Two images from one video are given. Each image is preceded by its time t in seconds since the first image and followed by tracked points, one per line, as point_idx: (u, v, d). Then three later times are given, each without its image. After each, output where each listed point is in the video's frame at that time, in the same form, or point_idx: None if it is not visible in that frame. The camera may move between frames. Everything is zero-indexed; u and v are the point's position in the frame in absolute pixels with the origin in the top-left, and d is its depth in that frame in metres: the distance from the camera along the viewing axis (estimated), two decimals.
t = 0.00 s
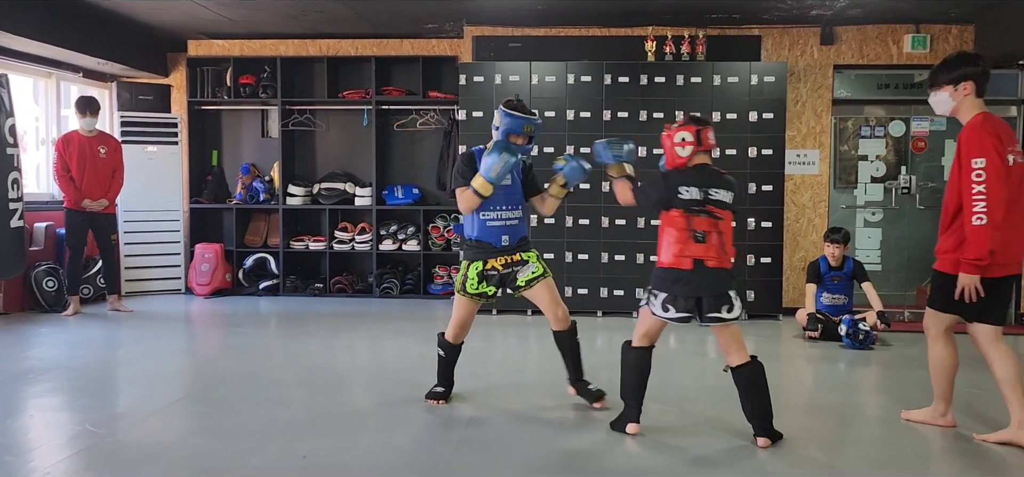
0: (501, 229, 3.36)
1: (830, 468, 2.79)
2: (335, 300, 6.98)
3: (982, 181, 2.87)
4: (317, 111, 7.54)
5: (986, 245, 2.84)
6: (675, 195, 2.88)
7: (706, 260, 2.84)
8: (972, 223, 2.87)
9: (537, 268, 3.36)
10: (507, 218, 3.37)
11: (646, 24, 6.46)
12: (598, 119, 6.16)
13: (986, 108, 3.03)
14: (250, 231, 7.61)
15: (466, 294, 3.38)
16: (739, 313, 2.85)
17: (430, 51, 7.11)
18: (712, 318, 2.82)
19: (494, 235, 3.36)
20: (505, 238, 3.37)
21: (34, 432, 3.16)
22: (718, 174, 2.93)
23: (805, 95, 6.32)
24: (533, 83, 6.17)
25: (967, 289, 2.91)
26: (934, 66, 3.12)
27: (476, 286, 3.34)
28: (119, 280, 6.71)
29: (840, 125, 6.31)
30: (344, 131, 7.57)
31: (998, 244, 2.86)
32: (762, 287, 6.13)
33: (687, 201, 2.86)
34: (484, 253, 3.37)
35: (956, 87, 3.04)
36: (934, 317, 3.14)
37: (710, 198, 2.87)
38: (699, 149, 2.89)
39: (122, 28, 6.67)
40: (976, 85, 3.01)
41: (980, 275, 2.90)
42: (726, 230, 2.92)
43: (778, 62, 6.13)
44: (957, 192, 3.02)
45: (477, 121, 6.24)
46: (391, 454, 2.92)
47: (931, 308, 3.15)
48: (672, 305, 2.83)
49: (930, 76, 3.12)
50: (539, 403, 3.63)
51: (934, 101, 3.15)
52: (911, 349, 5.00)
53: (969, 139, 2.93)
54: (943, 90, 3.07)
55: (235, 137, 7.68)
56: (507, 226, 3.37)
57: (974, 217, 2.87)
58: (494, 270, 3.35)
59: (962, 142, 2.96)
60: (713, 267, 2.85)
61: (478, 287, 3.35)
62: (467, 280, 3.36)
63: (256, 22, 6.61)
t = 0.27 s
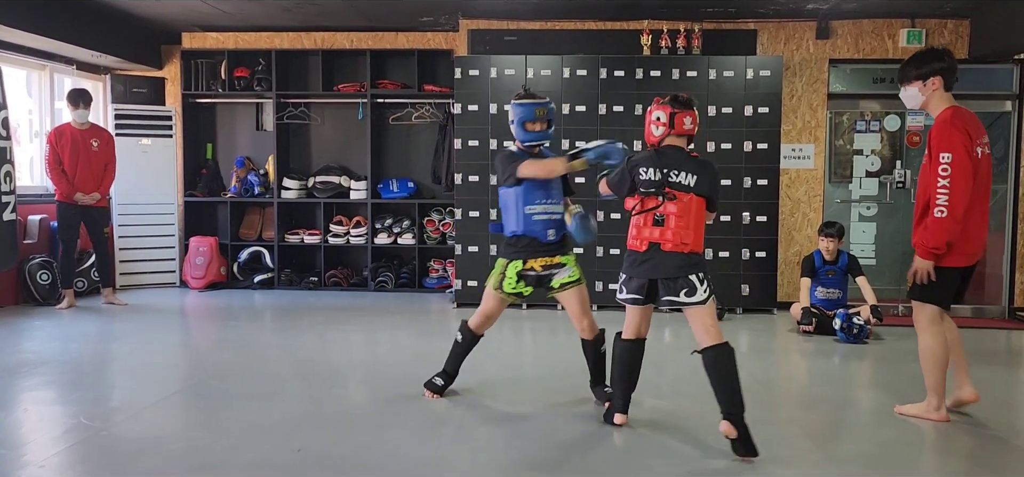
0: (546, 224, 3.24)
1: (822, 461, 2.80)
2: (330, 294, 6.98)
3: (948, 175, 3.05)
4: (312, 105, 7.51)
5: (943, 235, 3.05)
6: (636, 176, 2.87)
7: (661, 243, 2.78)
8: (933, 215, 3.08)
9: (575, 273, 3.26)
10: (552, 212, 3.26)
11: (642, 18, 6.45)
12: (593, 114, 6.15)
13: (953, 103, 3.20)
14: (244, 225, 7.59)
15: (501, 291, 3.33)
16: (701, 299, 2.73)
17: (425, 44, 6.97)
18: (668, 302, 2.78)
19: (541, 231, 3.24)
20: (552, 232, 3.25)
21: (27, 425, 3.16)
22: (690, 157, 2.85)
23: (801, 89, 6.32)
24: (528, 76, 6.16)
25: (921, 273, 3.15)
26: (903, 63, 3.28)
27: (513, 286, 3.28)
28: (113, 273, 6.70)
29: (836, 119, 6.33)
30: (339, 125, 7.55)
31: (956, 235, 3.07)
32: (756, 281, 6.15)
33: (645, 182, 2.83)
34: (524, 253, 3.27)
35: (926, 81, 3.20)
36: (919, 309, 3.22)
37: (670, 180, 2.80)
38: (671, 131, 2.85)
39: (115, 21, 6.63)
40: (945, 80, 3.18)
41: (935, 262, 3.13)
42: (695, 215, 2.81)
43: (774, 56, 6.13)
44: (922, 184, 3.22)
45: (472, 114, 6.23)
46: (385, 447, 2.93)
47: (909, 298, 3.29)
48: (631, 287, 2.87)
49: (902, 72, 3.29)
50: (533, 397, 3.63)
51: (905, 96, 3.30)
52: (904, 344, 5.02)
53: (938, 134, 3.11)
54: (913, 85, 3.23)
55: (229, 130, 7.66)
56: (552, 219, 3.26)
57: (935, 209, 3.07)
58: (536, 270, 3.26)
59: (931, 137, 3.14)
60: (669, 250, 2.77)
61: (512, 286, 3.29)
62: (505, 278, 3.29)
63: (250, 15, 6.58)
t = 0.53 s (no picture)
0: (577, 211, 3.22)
1: (818, 456, 2.80)
2: (327, 287, 6.98)
3: (940, 166, 3.11)
4: (308, 98, 7.49)
5: (928, 222, 3.10)
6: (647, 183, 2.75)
7: (671, 253, 2.66)
8: (923, 203, 3.12)
9: (601, 264, 3.25)
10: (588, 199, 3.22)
11: (640, 11, 6.44)
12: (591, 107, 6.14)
13: (936, 99, 3.27)
14: (241, 218, 7.58)
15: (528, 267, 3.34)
16: (711, 314, 2.62)
17: (421, 37, 7.03)
18: (673, 314, 2.67)
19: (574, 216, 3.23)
20: (582, 219, 3.23)
21: (24, 417, 3.16)
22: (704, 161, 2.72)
23: (798, 83, 6.32)
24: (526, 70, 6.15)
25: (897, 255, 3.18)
26: (887, 60, 3.34)
27: (537, 259, 3.30)
28: (110, 266, 6.69)
29: (833, 114, 6.33)
30: (336, 118, 7.53)
31: (938, 224, 3.13)
32: (753, 275, 6.16)
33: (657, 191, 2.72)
34: (555, 232, 3.29)
35: (910, 78, 3.26)
36: (908, 301, 3.27)
37: (683, 187, 2.68)
38: (686, 133, 2.73)
39: (111, 13, 6.60)
40: (928, 77, 3.24)
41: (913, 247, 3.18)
42: (708, 225, 2.66)
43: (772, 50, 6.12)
44: (908, 173, 3.26)
45: (469, 108, 6.22)
46: (382, 441, 2.93)
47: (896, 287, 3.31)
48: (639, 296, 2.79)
49: (886, 68, 3.34)
50: (530, 391, 3.64)
51: (889, 93, 3.35)
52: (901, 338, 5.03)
53: (932, 126, 3.16)
54: (898, 82, 3.28)
55: (226, 123, 7.64)
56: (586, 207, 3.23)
57: (925, 197, 3.12)
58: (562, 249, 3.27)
59: (923, 128, 3.19)
60: (679, 261, 2.65)
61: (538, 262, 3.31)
62: (530, 251, 3.32)
63: (246, 7, 6.55)
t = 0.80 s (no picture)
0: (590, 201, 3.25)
1: (816, 451, 2.81)
2: (326, 282, 6.98)
3: (942, 158, 3.15)
4: (307, 93, 7.48)
5: (944, 214, 3.13)
6: (671, 183, 2.66)
7: (705, 252, 2.62)
8: (933, 194, 3.14)
9: (618, 253, 3.24)
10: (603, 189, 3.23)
11: (639, 6, 6.42)
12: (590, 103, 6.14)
13: (921, 99, 3.34)
14: (240, 213, 7.59)
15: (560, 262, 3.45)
16: (740, 308, 2.61)
17: (421, 32, 6.98)
18: (704, 312, 2.59)
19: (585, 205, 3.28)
20: (593, 211, 3.26)
21: (23, 412, 3.17)
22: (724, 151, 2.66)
23: (798, 79, 6.31)
24: (525, 65, 6.14)
25: (925, 254, 3.15)
26: (872, 61, 3.38)
27: (563, 253, 3.40)
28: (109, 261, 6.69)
29: (832, 109, 6.33)
30: (335, 113, 7.53)
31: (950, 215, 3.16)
32: (752, 270, 6.16)
33: (685, 191, 2.63)
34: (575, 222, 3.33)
35: (898, 77, 3.30)
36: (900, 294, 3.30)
37: (711, 184, 2.62)
38: (699, 124, 2.65)
39: (109, 8, 6.59)
40: (914, 77, 3.30)
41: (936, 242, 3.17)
42: (732, 217, 2.65)
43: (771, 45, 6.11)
44: (904, 168, 3.28)
45: (468, 103, 6.21)
46: (381, 436, 2.94)
47: (896, 283, 3.29)
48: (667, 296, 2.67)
49: (872, 67, 3.38)
50: (529, 387, 3.64)
51: (876, 92, 3.40)
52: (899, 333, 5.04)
53: (925, 120, 3.21)
54: (887, 81, 3.32)
55: (225, 118, 7.63)
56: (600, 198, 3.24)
57: (935, 189, 3.14)
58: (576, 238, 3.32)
59: (916, 122, 3.24)
60: (712, 259, 2.62)
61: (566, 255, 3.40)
62: (558, 245, 3.42)
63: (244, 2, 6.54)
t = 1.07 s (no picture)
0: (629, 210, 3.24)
1: (815, 449, 2.81)
2: (326, 279, 6.98)
3: (948, 150, 3.19)
4: (307, 90, 7.48)
5: (955, 206, 3.17)
6: (658, 174, 2.66)
7: (691, 249, 2.60)
8: (944, 187, 3.17)
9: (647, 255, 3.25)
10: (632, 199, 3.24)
11: (639, 3, 6.42)
12: (590, 100, 6.13)
13: (913, 97, 3.38)
14: (240, 210, 7.59)
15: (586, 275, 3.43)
16: (728, 311, 2.58)
17: (421, 29, 7.01)
18: (690, 312, 2.58)
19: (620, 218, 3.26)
20: (632, 218, 3.25)
21: (24, 409, 3.17)
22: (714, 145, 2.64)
23: (798, 76, 6.31)
24: (525, 62, 6.14)
25: (938, 244, 3.19)
26: (865, 60, 3.38)
27: (591, 267, 3.37)
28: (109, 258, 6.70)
29: (833, 106, 6.33)
30: (335, 110, 7.52)
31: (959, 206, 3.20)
32: (752, 268, 6.16)
33: (671, 183, 2.62)
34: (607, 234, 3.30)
35: (893, 75, 3.32)
36: (911, 287, 3.31)
37: (698, 178, 2.60)
38: (686, 116, 2.63)
39: (109, 4, 6.58)
40: (907, 74, 3.33)
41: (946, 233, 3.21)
42: (723, 214, 2.62)
43: (771, 42, 6.11)
44: (906, 161, 3.30)
45: (468, 100, 6.21)
46: (381, 432, 2.95)
47: (908, 277, 3.30)
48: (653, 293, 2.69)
49: (865, 66, 3.39)
50: (528, 384, 3.65)
51: (871, 90, 3.41)
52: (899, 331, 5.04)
53: (927, 115, 3.24)
54: (884, 79, 3.33)
55: (225, 115, 7.63)
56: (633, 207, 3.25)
57: (945, 181, 3.17)
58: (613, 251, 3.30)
59: (917, 117, 3.27)
60: (699, 257, 2.60)
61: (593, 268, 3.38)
62: (584, 260, 3.40)
63: None
